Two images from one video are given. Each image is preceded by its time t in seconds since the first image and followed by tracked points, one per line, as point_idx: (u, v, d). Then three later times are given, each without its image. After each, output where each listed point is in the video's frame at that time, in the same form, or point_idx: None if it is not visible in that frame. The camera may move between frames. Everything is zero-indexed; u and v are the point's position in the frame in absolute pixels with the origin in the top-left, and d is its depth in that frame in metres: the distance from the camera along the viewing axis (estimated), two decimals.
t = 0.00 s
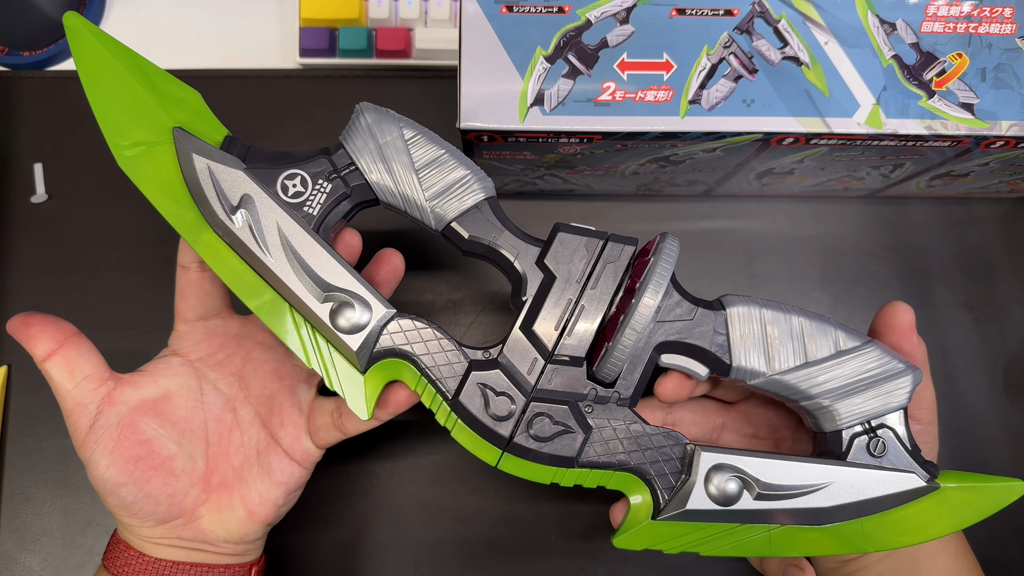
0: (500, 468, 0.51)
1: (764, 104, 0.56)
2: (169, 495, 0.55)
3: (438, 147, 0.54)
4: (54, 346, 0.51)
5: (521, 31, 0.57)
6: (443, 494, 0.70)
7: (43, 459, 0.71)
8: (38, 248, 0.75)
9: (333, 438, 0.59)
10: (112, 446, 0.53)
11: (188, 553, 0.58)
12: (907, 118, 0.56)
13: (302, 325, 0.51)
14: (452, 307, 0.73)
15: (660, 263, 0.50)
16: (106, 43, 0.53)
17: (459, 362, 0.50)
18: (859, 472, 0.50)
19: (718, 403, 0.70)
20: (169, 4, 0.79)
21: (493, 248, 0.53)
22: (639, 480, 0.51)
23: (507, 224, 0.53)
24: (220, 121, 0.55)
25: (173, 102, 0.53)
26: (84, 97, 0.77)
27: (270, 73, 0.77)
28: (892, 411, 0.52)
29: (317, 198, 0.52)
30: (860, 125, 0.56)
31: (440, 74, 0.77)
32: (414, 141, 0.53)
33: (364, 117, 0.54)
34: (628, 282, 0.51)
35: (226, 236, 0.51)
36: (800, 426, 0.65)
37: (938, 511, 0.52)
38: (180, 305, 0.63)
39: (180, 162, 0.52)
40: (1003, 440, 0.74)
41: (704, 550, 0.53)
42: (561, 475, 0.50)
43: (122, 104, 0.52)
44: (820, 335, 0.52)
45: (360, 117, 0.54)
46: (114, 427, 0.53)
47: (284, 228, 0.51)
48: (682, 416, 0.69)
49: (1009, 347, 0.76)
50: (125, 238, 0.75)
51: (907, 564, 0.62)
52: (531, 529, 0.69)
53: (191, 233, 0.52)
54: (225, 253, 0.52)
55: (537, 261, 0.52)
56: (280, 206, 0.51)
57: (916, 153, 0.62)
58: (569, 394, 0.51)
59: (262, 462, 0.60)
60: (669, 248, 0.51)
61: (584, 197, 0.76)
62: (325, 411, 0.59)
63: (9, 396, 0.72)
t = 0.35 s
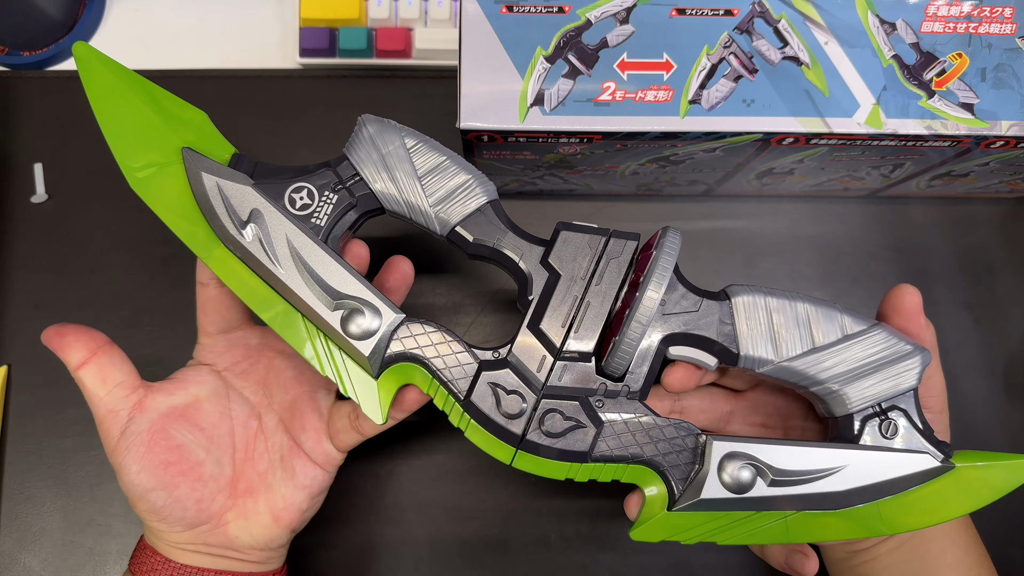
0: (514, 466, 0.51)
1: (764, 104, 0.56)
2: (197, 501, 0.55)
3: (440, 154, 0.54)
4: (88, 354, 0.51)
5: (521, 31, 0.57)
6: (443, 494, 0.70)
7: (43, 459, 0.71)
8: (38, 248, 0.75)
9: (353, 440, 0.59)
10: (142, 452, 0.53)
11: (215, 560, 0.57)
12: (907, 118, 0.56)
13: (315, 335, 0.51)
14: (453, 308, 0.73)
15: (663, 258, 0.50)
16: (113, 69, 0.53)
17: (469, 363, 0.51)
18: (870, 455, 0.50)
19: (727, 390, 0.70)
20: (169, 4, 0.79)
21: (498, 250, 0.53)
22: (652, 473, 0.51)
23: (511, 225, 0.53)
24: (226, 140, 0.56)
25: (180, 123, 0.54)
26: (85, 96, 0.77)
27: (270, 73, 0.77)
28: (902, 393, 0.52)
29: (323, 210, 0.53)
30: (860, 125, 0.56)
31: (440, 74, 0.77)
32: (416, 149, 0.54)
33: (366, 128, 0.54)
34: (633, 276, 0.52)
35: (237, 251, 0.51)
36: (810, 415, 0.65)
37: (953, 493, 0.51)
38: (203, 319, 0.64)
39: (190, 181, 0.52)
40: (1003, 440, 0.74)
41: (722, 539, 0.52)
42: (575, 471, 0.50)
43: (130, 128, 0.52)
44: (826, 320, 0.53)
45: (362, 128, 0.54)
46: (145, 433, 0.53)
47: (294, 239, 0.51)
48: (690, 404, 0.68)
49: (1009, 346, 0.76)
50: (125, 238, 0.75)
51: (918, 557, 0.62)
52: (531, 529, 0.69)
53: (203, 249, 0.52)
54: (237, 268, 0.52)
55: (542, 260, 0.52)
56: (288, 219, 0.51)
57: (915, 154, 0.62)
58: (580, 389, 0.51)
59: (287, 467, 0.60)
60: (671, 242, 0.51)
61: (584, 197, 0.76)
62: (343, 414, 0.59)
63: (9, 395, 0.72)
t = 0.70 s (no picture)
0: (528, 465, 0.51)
1: (764, 105, 0.56)
2: (214, 501, 0.55)
3: (448, 157, 0.54)
4: (108, 355, 0.52)
5: (521, 31, 0.57)
6: (444, 493, 0.70)
7: (43, 459, 0.71)
8: (38, 248, 0.75)
9: (366, 440, 0.59)
10: (161, 452, 0.53)
11: (228, 561, 0.57)
12: (907, 118, 0.56)
13: (327, 338, 0.51)
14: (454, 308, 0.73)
15: (670, 255, 0.50)
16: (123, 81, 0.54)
17: (479, 363, 0.51)
18: (880, 445, 0.51)
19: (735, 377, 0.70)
20: (169, 4, 0.79)
21: (507, 251, 0.53)
22: (665, 468, 0.51)
23: (519, 226, 0.53)
24: (237, 149, 0.56)
25: (191, 133, 0.54)
26: (85, 96, 0.77)
27: (270, 73, 0.77)
28: (909, 383, 0.52)
29: (334, 214, 0.53)
30: (860, 125, 0.56)
31: (440, 74, 0.77)
32: (424, 153, 0.53)
33: (374, 132, 0.54)
34: (640, 273, 0.52)
35: (248, 256, 0.51)
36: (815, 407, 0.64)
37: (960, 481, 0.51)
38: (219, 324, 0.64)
39: (202, 188, 0.52)
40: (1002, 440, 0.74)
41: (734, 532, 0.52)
42: (588, 467, 0.50)
43: (141, 139, 0.52)
44: (832, 314, 0.53)
45: (371, 132, 0.54)
46: (165, 433, 0.54)
47: (306, 244, 0.51)
48: (698, 388, 0.69)
49: (1009, 347, 0.76)
50: (125, 238, 0.75)
51: (926, 554, 0.62)
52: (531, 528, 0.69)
53: (214, 255, 0.52)
54: (250, 275, 0.52)
55: (551, 259, 0.52)
56: (300, 223, 0.52)
57: (915, 154, 0.62)
58: (591, 386, 0.51)
59: (302, 467, 0.60)
60: (678, 239, 0.51)
61: (584, 197, 0.76)
62: (355, 415, 0.59)
63: (9, 395, 0.72)
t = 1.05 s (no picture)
0: (525, 471, 0.51)
1: (763, 104, 0.57)
2: (204, 503, 0.55)
3: (436, 162, 0.54)
4: (95, 357, 0.52)
5: (521, 31, 0.57)
6: (444, 494, 0.70)
7: (43, 459, 0.71)
8: (38, 248, 0.75)
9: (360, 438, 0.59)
10: (151, 455, 0.53)
11: (219, 562, 0.57)
12: (907, 118, 0.56)
13: (317, 349, 0.51)
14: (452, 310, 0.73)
15: (666, 256, 0.49)
16: (98, 88, 0.53)
17: (476, 371, 0.51)
18: (872, 442, 0.51)
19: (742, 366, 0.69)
20: (169, 5, 0.79)
21: (500, 255, 0.53)
22: (663, 471, 0.51)
23: (511, 232, 0.53)
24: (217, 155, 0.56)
25: (170, 140, 0.54)
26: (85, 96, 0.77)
27: (270, 73, 0.77)
28: (901, 380, 0.52)
29: (321, 222, 0.52)
30: (860, 125, 0.57)
31: (440, 74, 0.77)
32: (412, 157, 0.53)
33: (361, 137, 0.54)
34: (635, 276, 0.51)
35: (234, 267, 0.51)
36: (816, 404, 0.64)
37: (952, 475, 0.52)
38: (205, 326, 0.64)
39: (183, 199, 0.52)
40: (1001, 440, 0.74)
41: (731, 532, 0.53)
42: (585, 472, 0.50)
43: (119, 146, 0.52)
44: (824, 312, 0.53)
45: (356, 137, 0.54)
46: (155, 436, 0.54)
47: (293, 255, 0.51)
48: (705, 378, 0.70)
49: (1009, 346, 0.77)
50: (125, 238, 0.75)
51: (937, 555, 0.62)
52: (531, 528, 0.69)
53: (199, 267, 0.52)
54: (235, 286, 0.51)
55: (543, 266, 0.52)
56: (287, 234, 0.51)
57: (915, 153, 0.62)
58: (587, 392, 0.51)
59: (294, 467, 0.60)
60: (672, 241, 0.50)
61: (584, 196, 0.76)
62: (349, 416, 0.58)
63: (9, 395, 0.72)
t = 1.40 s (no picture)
0: (529, 459, 0.51)
1: (763, 104, 0.57)
2: (210, 500, 0.55)
3: (435, 157, 0.54)
4: (101, 355, 0.52)
5: (521, 31, 0.57)
6: (444, 494, 0.70)
7: (43, 459, 0.71)
8: (37, 248, 0.75)
9: (364, 431, 0.60)
10: (158, 451, 0.53)
11: (224, 560, 0.57)
12: (907, 118, 0.56)
13: (323, 343, 0.51)
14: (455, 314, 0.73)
15: (663, 245, 0.49)
16: (98, 90, 0.53)
17: (479, 360, 0.51)
18: (872, 423, 0.51)
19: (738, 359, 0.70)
20: (169, 4, 0.79)
21: (501, 247, 0.53)
22: (666, 456, 0.51)
23: (511, 223, 0.53)
24: (219, 154, 0.56)
25: (171, 140, 0.54)
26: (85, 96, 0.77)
27: (270, 73, 0.77)
28: (897, 360, 0.53)
29: (324, 218, 0.53)
30: (860, 125, 0.57)
31: (440, 74, 0.77)
32: (412, 153, 0.54)
33: (361, 135, 0.54)
34: (634, 264, 0.51)
35: (238, 263, 0.51)
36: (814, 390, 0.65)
37: (951, 453, 0.52)
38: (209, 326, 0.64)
39: (185, 196, 0.52)
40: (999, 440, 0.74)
41: (735, 516, 0.52)
42: (590, 459, 0.50)
43: (122, 147, 0.52)
44: (820, 296, 0.53)
45: (356, 135, 0.54)
46: (160, 433, 0.54)
47: (297, 249, 0.51)
48: (704, 370, 0.70)
49: (1008, 347, 0.77)
50: (125, 238, 0.75)
51: (935, 553, 0.64)
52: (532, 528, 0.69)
53: (203, 263, 0.51)
54: (241, 282, 0.51)
55: (544, 254, 0.52)
56: (289, 229, 0.51)
57: (915, 153, 0.62)
58: (589, 379, 0.51)
59: (299, 463, 0.60)
60: (669, 230, 0.50)
61: (585, 196, 0.76)
62: (351, 409, 0.60)
63: (9, 395, 0.72)
